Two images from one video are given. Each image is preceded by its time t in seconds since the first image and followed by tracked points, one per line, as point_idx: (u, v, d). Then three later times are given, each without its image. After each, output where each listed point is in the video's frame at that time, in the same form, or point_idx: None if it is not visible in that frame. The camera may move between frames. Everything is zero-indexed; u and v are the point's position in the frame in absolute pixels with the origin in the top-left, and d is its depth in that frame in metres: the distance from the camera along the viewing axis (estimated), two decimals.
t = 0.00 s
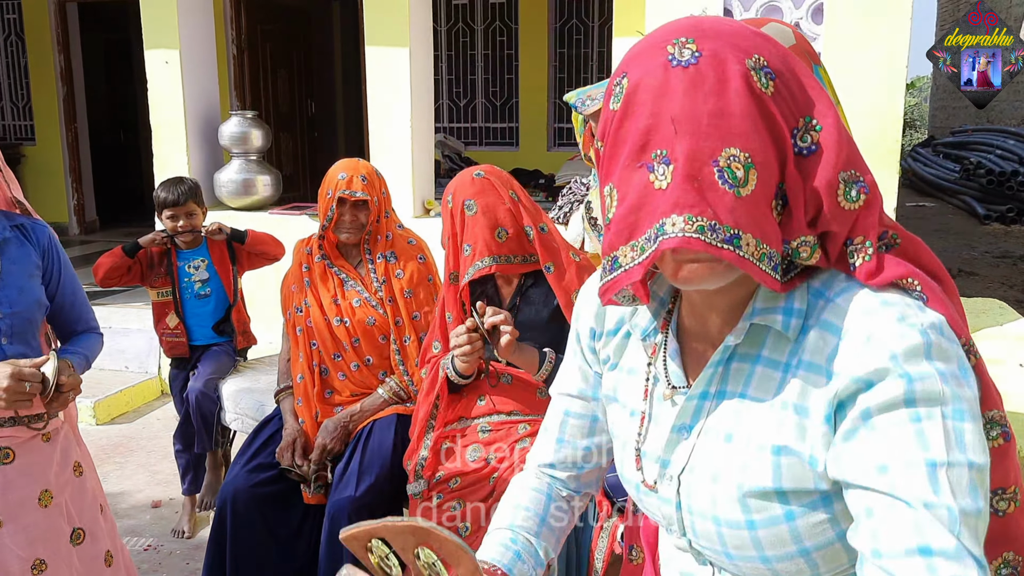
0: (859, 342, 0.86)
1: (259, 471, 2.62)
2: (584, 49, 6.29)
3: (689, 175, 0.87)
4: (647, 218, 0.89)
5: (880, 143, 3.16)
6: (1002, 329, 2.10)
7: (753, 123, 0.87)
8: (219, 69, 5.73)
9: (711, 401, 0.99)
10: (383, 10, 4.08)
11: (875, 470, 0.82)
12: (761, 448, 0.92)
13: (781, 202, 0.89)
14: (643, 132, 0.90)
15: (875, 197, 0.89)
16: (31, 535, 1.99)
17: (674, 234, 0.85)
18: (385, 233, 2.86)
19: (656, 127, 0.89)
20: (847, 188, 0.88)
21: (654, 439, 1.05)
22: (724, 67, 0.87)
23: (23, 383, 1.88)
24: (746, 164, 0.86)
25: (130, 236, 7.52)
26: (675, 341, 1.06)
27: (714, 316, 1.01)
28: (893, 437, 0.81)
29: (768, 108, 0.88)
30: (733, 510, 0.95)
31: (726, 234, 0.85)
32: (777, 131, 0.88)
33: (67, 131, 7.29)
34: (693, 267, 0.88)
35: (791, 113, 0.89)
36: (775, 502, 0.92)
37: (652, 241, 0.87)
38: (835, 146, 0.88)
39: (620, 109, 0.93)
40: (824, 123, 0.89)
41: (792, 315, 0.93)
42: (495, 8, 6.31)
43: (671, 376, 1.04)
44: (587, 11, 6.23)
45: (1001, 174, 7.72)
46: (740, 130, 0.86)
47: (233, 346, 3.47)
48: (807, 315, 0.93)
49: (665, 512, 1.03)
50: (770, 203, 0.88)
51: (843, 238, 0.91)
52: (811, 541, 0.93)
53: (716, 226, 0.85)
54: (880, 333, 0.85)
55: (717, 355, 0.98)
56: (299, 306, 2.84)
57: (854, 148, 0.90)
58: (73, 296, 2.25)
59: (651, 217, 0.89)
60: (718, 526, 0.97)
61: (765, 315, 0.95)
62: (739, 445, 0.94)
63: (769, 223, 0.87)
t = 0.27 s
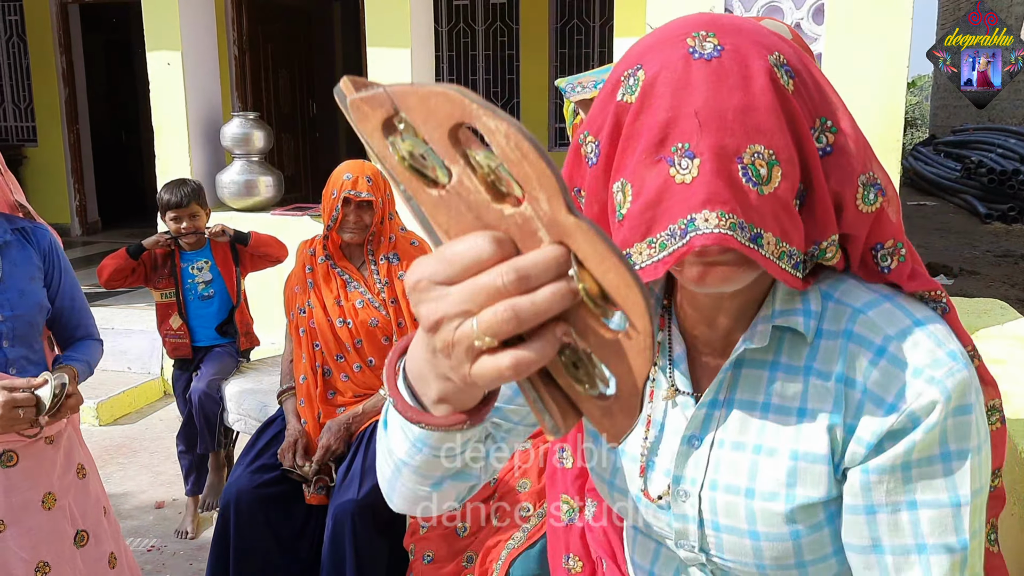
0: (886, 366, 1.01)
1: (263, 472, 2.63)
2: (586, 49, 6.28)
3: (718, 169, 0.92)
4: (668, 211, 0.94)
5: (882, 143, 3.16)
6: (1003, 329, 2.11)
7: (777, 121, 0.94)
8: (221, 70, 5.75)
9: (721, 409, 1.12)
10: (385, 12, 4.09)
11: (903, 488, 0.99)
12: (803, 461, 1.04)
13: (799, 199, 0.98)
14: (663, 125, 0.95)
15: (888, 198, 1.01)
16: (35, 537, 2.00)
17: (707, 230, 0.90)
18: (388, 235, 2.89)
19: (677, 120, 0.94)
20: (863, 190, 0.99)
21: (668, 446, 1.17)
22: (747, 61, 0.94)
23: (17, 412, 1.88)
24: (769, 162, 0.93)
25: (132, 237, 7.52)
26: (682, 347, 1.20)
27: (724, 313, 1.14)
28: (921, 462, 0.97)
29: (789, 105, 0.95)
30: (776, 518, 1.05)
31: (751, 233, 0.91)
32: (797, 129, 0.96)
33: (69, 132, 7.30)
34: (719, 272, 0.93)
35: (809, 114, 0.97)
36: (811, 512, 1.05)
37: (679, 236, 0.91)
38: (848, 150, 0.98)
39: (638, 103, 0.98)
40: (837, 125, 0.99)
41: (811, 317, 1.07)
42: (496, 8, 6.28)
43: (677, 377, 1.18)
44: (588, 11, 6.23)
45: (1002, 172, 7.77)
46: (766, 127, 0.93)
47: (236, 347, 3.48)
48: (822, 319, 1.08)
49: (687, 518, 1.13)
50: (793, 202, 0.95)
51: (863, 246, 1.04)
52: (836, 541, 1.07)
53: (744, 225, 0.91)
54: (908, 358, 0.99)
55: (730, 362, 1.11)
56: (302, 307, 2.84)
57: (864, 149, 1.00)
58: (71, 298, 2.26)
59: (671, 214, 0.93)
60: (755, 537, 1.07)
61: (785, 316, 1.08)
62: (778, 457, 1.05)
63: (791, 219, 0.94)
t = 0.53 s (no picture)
0: (903, 390, 1.03)
1: (268, 472, 2.64)
2: (588, 49, 6.25)
3: (736, 233, 0.89)
4: (689, 279, 0.90)
5: (885, 143, 3.16)
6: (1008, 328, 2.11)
7: (788, 176, 0.91)
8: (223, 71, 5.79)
9: (744, 449, 1.10)
10: (387, 13, 4.09)
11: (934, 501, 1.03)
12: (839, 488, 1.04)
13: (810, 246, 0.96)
14: (672, 192, 0.92)
15: (889, 232, 1.00)
16: (40, 537, 2.00)
17: (741, 301, 0.87)
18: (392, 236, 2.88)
19: (686, 185, 0.92)
20: (866, 229, 0.98)
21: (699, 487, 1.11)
22: (752, 120, 0.92)
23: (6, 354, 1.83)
24: (786, 220, 0.91)
25: (135, 237, 7.53)
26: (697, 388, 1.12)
27: (736, 357, 1.11)
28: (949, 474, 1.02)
29: (796, 155, 0.93)
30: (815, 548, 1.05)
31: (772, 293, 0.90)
32: (804, 177, 0.94)
33: (72, 133, 7.31)
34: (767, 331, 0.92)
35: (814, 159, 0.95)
36: (848, 538, 1.06)
37: (705, 307, 0.88)
38: (851, 190, 0.97)
39: (642, 164, 0.94)
40: (839, 167, 0.97)
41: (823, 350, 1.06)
42: (498, 8, 6.30)
43: (697, 417, 1.12)
44: (590, 11, 6.21)
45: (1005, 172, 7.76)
46: (779, 184, 0.91)
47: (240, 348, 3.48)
48: (830, 348, 1.08)
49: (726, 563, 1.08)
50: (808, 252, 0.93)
51: (867, 277, 1.04)
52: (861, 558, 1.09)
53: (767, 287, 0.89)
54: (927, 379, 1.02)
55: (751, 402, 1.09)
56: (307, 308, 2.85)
57: (865, 187, 0.98)
58: (77, 297, 2.26)
59: (691, 284, 0.90)
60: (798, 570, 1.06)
61: (804, 352, 1.07)
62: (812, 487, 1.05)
63: (807, 272, 0.93)
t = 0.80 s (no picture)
0: (883, 361, 1.04)
1: (271, 473, 2.64)
2: (590, 49, 6.27)
3: (705, 203, 0.92)
4: (661, 251, 0.93)
5: (889, 143, 3.15)
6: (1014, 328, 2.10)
7: (751, 149, 0.94)
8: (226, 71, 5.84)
9: (728, 428, 1.09)
10: (389, 13, 4.09)
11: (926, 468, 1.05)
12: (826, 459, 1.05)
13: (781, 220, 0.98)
14: (642, 170, 0.94)
15: (854, 203, 1.02)
16: (45, 536, 2.00)
17: (710, 267, 0.90)
18: (395, 236, 2.87)
19: (654, 164, 0.94)
20: (830, 201, 1.00)
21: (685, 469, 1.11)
22: (713, 98, 0.94)
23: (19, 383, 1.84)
24: (752, 189, 0.93)
25: (137, 238, 7.52)
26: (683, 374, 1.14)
27: (721, 336, 1.12)
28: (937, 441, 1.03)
29: (757, 132, 0.96)
30: (803, 520, 1.06)
31: (742, 259, 0.92)
32: (768, 151, 0.96)
33: (74, 133, 7.31)
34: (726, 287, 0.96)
35: (777, 135, 0.98)
36: (831, 509, 1.07)
37: (679, 277, 0.91)
38: (814, 164, 1.00)
39: (611, 149, 0.97)
40: (801, 142, 0.99)
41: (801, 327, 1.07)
42: (500, 8, 6.30)
43: (682, 402, 1.12)
44: (592, 11, 6.22)
45: (1008, 172, 7.74)
46: (743, 158, 0.93)
47: (243, 348, 3.48)
48: (809, 325, 1.08)
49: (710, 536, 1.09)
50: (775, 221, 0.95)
51: (840, 250, 1.05)
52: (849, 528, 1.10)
53: (736, 253, 0.92)
54: (909, 352, 1.03)
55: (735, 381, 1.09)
56: (310, 308, 2.85)
57: (828, 160, 1.01)
58: (80, 297, 2.25)
59: (663, 255, 0.93)
60: (783, 542, 1.07)
61: (780, 330, 1.07)
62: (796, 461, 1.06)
63: (776, 240, 0.95)
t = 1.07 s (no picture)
0: (852, 333, 0.94)
1: (275, 474, 2.65)
2: (593, 49, 6.27)
3: (664, 176, 0.95)
4: (626, 221, 0.97)
5: (893, 144, 3.15)
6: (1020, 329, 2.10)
7: (716, 125, 0.95)
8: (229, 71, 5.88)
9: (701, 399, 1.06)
10: (393, 15, 4.10)
11: (906, 454, 0.89)
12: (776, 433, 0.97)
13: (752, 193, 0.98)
14: (614, 147, 0.98)
15: (832, 183, 1.00)
16: (53, 537, 2.01)
17: (662, 231, 0.93)
18: (400, 237, 2.88)
19: (625, 140, 0.98)
20: (804, 179, 0.99)
21: (650, 438, 1.10)
22: (680, 78, 0.96)
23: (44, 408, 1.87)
24: (714, 160, 0.94)
25: (141, 239, 7.54)
26: (664, 346, 1.13)
27: (708, 303, 1.07)
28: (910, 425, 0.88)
29: (724, 110, 0.96)
30: (750, 494, 0.99)
31: (704, 226, 0.94)
32: (735, 128, 0.96)
33: (78, 134, 7.32)
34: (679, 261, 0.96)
35: (746, 112, 0.98)
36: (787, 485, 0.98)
37: (636, 240, 0.95)
38: (789, 143, 0.98)
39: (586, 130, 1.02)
40: (773, 122, 0.98)
41: (778, 308, 1.02)
42: (503, 9, 6.31)
43: (662, 375, 1.11)
44: (595, 12, 6.21)
45: (1012, 172, 7.73)
46: (706, 133, 0.95)
47: (247, 349, 3.48)
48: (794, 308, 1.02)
49: (667, 504, 1.08)
50: (741, 195, 0.96)
51: (826, 228, 1.01)
52: (821, 514, 0.99)
53: (695, 219, 0.94)
54: (879, 325, 0.92)
55: (709, 353, 1.06)
56: (314, 309, 2.86)
57: (805, 137, 0.99)
58: (86, 299, 2.26)
59: (629, 221, 0.97)
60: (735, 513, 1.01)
61: (754, 310, 1.02)
62: (747, 433, 1.00)
63: (741, 210, 0.95)
